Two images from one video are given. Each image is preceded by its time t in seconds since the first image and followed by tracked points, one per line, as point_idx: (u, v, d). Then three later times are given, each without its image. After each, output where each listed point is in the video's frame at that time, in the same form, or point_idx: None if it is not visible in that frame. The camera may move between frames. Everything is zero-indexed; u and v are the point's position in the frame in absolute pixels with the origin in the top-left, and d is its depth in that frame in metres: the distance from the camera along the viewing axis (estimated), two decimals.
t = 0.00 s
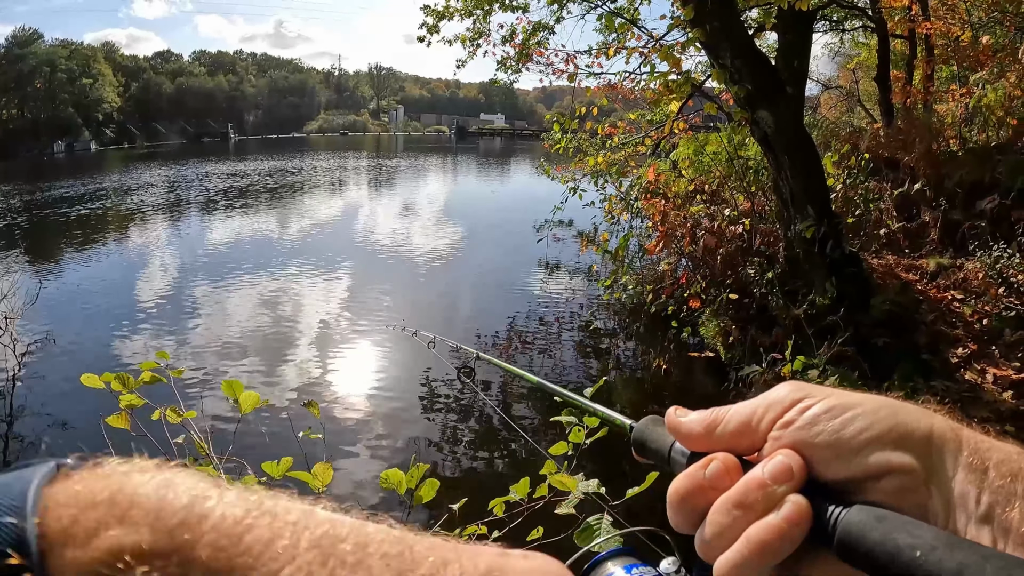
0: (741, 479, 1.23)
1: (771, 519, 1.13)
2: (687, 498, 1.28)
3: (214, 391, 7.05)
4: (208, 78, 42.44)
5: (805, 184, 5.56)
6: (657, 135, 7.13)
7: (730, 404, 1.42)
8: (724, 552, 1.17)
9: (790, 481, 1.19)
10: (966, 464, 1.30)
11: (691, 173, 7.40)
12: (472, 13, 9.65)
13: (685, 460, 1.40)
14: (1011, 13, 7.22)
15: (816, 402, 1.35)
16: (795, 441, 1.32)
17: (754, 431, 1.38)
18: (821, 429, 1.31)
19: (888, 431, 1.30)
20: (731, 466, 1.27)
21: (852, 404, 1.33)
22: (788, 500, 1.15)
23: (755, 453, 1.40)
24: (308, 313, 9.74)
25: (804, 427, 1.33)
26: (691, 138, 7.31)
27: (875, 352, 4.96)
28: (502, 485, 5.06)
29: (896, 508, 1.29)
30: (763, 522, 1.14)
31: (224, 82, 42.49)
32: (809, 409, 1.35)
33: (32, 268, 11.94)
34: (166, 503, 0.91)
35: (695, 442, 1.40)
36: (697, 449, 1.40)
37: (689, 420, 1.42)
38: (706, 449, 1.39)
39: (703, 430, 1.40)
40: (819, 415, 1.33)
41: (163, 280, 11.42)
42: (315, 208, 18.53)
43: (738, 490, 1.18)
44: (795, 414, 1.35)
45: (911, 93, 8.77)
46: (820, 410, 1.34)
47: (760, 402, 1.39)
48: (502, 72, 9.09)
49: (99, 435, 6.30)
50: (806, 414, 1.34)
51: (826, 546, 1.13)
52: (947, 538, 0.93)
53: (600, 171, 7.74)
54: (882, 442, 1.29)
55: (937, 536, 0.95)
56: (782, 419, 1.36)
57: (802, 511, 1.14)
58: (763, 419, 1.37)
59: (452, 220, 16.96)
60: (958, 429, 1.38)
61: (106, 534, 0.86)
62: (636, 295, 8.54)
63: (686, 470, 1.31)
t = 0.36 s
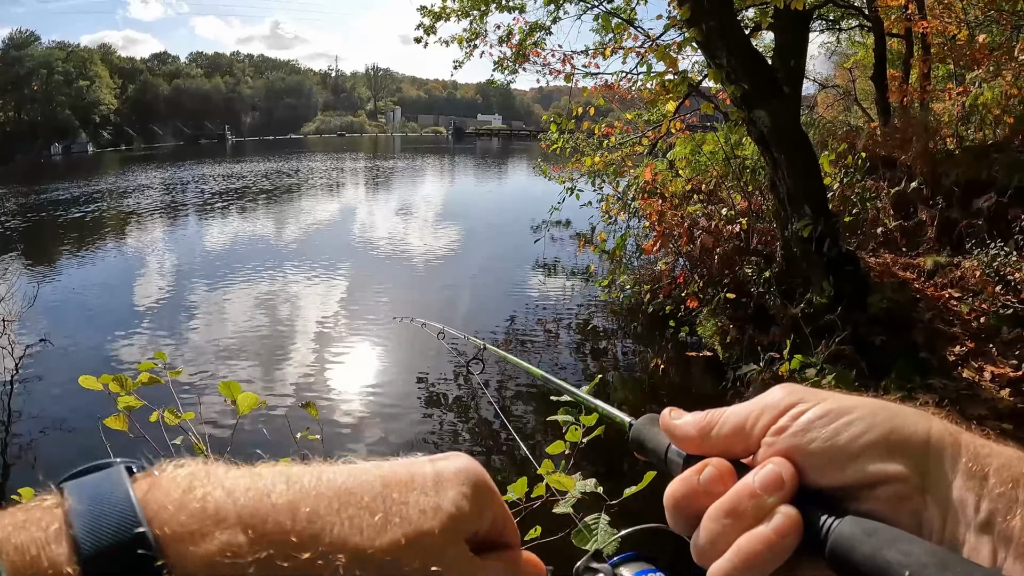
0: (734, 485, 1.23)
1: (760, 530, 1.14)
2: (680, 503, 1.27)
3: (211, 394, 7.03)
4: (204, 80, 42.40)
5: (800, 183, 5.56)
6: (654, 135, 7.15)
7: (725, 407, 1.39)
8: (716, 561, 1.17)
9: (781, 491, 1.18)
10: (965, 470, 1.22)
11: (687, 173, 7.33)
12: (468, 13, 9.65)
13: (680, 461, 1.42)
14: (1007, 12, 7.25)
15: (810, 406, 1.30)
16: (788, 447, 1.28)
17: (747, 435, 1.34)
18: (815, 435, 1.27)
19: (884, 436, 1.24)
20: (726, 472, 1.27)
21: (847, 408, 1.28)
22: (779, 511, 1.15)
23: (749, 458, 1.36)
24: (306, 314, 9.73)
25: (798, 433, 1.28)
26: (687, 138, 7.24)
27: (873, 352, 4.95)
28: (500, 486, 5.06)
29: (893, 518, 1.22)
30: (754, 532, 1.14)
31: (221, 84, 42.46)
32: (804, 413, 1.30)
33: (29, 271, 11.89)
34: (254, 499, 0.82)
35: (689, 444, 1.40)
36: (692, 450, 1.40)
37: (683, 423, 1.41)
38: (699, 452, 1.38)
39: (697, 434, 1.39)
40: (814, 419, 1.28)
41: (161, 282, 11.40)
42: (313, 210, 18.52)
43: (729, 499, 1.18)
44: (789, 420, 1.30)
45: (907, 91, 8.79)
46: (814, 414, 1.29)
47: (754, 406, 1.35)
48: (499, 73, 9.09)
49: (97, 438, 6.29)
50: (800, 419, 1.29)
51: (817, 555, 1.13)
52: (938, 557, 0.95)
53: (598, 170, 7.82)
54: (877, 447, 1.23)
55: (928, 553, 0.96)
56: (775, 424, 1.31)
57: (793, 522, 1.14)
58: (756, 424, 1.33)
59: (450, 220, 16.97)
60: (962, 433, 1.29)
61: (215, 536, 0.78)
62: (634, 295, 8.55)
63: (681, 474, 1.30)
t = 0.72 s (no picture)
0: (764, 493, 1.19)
1: (794, 538, 1.09)
2: (711, 512, 1.23)
3: (210, 394, 7.03)
4: (204, 80, 42.40)
5: (799, 182, 5.56)
6: (654, 134, 7.16)
7: (752, 416, 1.33)
8: (750, 570, 1.14)
9: (814, 497, 1.13)
10: (991, 475, 1.14)
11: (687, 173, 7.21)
12: (467, 13, 9.66)
13: (708, 470, 1.40)
14: (1007, 12, 7.25)
15: (837, 415, 1.24)
16: (816, 457, 1.22)
17: (776, 445, 1.28)
18: (842, 445, 1.20)
19: (911, 443, 1.17)
20: (755, 480, 1.22)
21: (875, 416, 1.21)
22: (812, 518, 1.10)
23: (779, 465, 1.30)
24: (305, 314, 9.73)
25: (825, 443, 1.22)
26: (686, 138, 7.07)
27: (873, 352, 4.95)
28: (500, 486, 5.07)
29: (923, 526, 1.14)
30: (788, 541, 1.10)
31: (221, 84, 42.48)
32: (831, 422, 1.23)
33: (29, 271, 11.92)
34: None
35: (717, 454, 1.35)
36: (722, 460, 1.35)
37: (710, 432, 1.36)
38: (728, 461, 1.34)
39: (724, 443, 1.34)
40: (841, 428, 1.22)
41: (160, 282, 11.40)
42: (312, 210, 18.53)
43: (761, 508, 1.13)
44: (817, 429, 1.24)
45: (906, 91, 8.78)
46: (841, 423, 1.22)
47: (780, 413, 1.29)
48: (499, 73, 9.10)
49: (95, 438, 6.28)
50: (826, 429, 1.23)
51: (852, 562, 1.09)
52: (971, 559, 0.91)
53: (597, 171, 7.85)
54: (904, 455, 1.16)
55: (960, 555, 0.92)
56: (803, 433, 1.25)
57: (826, 528, 1.09)
58: (784, 433, 1.27)
59: (450, 220, 16.97)
60: (987, 438, 1.21)
61: None
62: (633, 295, 8.56)
63: (710, 484, 1.27)
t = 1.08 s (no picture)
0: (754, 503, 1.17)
1: (779, 550, 1.08)
2: (703, 520, 1.22)
3: (209, 394, 7.03)
4: (203, 80, 42.38)
5: (798, 183, 5.56)
6: (654, 135, 7.18)
7: (748, 420, 1.28)
8: None
9: (802, 511, 1.11)
10: (987, 490, 1.05)
11: (687, 173, 7.25)
12: (467, 13, 9.66)
13: (703, 475, 1.31)
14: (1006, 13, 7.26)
15: (831, 425, 1.18)
16: (807, 468, 1.16)
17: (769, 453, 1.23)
18: (834, 456, 1.15)
19: (905, 456, 1.10)
20: (748, 488, 1.20)
21: (870, 427, 1.14)
22: (799, 532, 1.09)
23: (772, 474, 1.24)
24: (304, 315, 9.72)
25: (817, 454, 1.16)
26: (687, 138, 7.04)
27: (871, 352, 4.96)
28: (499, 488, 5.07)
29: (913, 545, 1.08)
30: (774, 553, 1.09)
31: (220, 84, 42.46)
32: (825, 433, 1.17)
33: (28, 270, 11.92)
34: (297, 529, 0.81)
35: (711, 460, 1.29)
36: (715, 466, 1.29)
37: (704, 437, 1.30)
38: (722, 468, 1.28)
39: (718, 450, 1.28)
40: (833, 440, 1.16)
41: (158, 282, 11.39)
42: (312, 209, 18.52)
43: (747, 518, 1.12)
44: (810, 439, 1.18)
45: (906, 91, 8.77)
46: (836, 435, 1.16)
47: (775, 420, 1.23)
48: (498, 72, 9.10)
49: (94, 439, 6.27)
50: (818, 440, 1.17)
51: None
52: None
53: (597, 170, 7.85)
54: (896, 468, 1.09)
55: None
56: (795, 443, 1.19)
57: (812, 544, 1.07)
58: (777, 440, 1.22)
59: (449, 220, 16.97)
60: (988, 451, 1.12)
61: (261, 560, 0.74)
62: (632, 295, 8.55)
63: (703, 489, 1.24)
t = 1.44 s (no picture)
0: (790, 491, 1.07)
1: (816, 534, 1.00)
2: (736, 510, 1.10)
3: (207, 394, 7.02)
4: (201, 79, 42.37)
5: (797, 183, 5.56)
6: (652, 135, 7.15)
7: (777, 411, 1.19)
8: (772, 566, 1.03)
9: (839, 495, 1.03)
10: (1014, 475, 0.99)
11: (686, 173, 7.30)
12: (466, 12, 9.66)
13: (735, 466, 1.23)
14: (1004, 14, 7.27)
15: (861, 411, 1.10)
16: (840, 455, 1.08)
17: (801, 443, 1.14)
18: (866, 443, 1.07)
19: (934, 441, 1.03)
20: (781, 477, 1.10)
21: (898, 414, 1.07)
22: (835, 515, 1.01)
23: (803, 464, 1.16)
24: (302, 314, 9.70)
25: (848, 440, 1.08)
26: (687, 138, 7.23)
27: (871, 352, 4.97)
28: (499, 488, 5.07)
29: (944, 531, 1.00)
30: (809, 537, 1.00)
31: (218, 83, 42.46)
32: (855, 420, 1.09)
33: (26, 269, 11.92)
34: None
35: (743, 452, 1.19)
36: (745, 459, 1.19)
37: (736, 428, 1.20)
38: (755, 460, 1.18)
39: (750, 441, 1.18)
40: (864, 426, 1.08)
41: (157, 281, 11.38)
42: (310, 209, 18.51)
43: (784, 503, 1.03)
44: (840, 426, 1.10)
45: (905, 91, 8.76)
46: (866, 421, 1.08)
47: (804, 409, 1.15)
48: (497, 72, 9.11)
49: (92, 438, 6.25)
50: (850, 426, 1.09)
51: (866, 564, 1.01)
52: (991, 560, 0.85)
53: (596, 170, 7.85)
54: (926, 454, 1.02)
55: (979, 557, 0.86)
56: (826, 431, 1.11)
57: (849, 528, 1.00)
58: (808, 429, 1.13)
59: (448, 220, 16.96)
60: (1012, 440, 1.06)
61: None
62: (631, 295, 8.57)
63: (734, 480, 1.13)
